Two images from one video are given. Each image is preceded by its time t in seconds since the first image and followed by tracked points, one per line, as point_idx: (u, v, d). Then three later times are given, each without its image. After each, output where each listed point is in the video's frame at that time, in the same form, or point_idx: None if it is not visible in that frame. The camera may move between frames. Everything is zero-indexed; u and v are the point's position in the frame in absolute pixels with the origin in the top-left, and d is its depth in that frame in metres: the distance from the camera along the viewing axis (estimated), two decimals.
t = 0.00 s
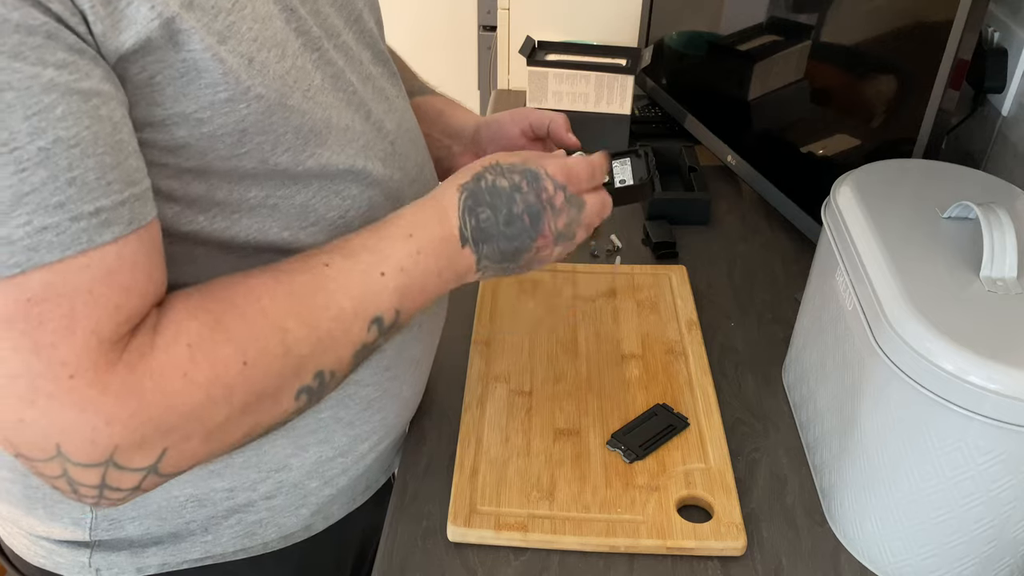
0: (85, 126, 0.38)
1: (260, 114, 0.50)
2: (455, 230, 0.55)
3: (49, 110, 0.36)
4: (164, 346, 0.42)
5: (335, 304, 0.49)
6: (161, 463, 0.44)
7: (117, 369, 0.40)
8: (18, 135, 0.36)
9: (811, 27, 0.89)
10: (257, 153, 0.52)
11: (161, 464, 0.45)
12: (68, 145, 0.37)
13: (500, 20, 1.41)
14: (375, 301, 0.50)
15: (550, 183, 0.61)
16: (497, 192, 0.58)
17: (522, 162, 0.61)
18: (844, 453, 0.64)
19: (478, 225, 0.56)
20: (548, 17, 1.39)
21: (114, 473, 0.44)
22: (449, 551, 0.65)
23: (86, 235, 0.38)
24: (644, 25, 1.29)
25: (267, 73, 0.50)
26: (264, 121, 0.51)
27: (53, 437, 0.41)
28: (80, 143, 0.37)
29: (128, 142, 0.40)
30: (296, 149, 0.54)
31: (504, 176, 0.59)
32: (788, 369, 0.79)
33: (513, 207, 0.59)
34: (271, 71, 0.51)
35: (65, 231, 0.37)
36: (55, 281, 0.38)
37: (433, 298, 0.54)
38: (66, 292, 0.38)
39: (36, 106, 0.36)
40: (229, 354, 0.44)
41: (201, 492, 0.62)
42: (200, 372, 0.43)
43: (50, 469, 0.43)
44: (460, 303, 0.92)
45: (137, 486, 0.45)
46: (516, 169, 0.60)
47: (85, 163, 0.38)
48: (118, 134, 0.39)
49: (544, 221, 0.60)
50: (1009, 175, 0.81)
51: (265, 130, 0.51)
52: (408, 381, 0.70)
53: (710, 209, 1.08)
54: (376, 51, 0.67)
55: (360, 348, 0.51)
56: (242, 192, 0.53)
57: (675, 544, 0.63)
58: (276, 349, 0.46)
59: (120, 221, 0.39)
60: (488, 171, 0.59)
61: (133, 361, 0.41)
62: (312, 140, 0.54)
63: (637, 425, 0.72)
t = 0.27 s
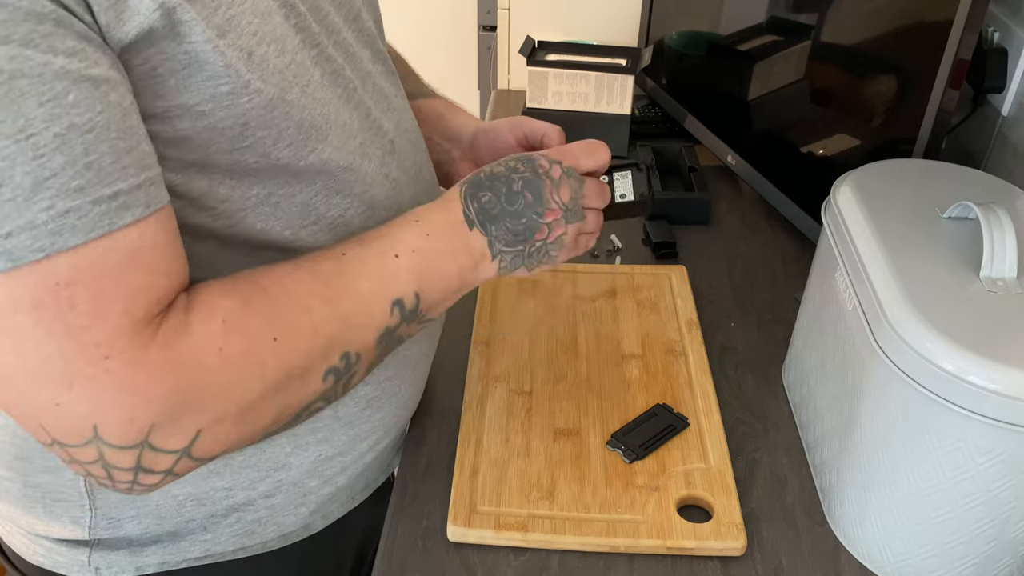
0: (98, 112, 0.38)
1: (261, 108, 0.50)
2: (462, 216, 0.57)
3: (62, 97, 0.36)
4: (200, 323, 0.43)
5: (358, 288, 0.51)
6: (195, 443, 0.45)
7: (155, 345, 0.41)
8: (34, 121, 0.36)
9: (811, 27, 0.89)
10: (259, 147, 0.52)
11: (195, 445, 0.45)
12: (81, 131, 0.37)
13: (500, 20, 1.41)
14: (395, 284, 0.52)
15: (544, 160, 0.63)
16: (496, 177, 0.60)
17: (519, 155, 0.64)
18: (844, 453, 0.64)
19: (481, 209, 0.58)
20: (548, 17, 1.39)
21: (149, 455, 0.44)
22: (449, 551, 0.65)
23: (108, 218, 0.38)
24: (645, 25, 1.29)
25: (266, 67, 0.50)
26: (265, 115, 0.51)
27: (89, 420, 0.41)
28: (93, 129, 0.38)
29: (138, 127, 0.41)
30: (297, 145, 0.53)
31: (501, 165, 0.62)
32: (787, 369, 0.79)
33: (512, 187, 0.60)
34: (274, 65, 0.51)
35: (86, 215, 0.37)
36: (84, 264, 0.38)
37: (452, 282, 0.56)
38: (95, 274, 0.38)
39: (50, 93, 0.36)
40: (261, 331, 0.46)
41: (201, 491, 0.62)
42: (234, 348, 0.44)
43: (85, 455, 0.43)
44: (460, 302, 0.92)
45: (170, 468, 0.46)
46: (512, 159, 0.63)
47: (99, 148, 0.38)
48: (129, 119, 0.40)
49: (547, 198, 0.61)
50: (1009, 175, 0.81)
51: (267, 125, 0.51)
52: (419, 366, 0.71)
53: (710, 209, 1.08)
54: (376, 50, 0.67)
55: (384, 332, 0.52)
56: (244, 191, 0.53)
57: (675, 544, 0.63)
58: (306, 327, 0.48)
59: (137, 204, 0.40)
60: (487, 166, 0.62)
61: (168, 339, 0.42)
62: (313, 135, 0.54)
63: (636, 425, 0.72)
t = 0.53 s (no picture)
0: (93, 111, 0.38)
1: (260, 105, 0.50)
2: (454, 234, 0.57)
3: (57, 93, 0.36)
4: (193, 325, 0.44)
5: (352, 298, 0.51)
6: (181, 446, 0.45)
7: (148, 344, 0.41)
8: (28, 117, 0.36)
9: (811, 27, 0.89)
10: (260, 147, 0.52)
11: (183, 448, 0.45)
12: (76, 128, 0.37)
13: (500, 20, 1.41)
14: (389, 294, 0.53)
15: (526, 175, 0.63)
16: (482, 193, 0.60)
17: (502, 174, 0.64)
18: (844, 453, 0.64)
19: (470, 225, 0.58)
20: (548, 17, 1.39)
21: (136, 457, 0.44)
22: (449, 551, 0.65)
23: (99, 216, 0.38)
24: (645, 25, 1.29)
25: (266, 64, 0.50)
26: (265, 114, 0.51)
27: (77, 418, 0.41)
28: (89, 126, 0.38)
29: (134, 126, 0.40)
30: (298, 143, 0.53)
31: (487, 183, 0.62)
32: (788, 369, 0.79)
33: (499, 201, 0.60)
34: (272, 63, 0.51)
35: (78, 213, 0.38)
36: (76, 261, 0.38)
37: (445, 295, 0.56)
38: (86, 271, 0.38)
39: (44, 90, 0.36)
40: (254, 335, 0.46)
41: (203, 490, 0.62)
42: (227, 349, 0.45)
43: (71, 454, 0.43)
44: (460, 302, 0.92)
45: (156, 472, 0.46)
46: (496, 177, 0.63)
47: (94, 146, 0.38)
48: (125, 119, 0.40)
49: (533, 209, 0.61)
50: (1010, 175, 0.81)
51: (268, 123, 0.51)
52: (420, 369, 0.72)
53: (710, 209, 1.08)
54: (377, 50, 0.67)
55: (375, 345, 0.53)
56: (246, 190, 0.54)
57: (675, 544, 0.63)
58: (299, 334, 0.48)
59: (130, 203, 0.40)
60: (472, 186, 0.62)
61: (162, 338, 0.42)
62: (313, 133, 0.54)
63: (636, 425, 0.72)
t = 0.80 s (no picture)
0: (68, 147, 0.37)
1: (261, 112, 0.51)
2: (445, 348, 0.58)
3: (31, 129, 0.36)
4: (136, 385, 0.44)
5: (309, 384, 0.51)
6: (98, 490, 0.45)
7: (84, 394, 0.41)
8: None
9: (811, 27, 0.89)
10: (260, 152, 0.51)
11: (98, 492, 0.45)
12: (46, 165, 0.37)
13: (500, 20, 1.41)
14: (350, 387, 0.53)
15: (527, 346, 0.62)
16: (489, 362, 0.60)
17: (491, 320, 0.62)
18: (844, 453, 0.64)
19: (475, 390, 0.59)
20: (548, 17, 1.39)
21: (50, 490, 0.44)
22: (449, 551, 0.65)
23: (53, 256, 0.38)
24: (645, 25, 1.29)
25: (273, 70, 0.51)
26: (266, 119, 0.51)
27: None
28: (59, 164, 0.37)
29: (113, 164, 0.40)
30: (298, 146, 0.54)
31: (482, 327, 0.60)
32: (788, 369, 0.79)
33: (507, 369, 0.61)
34: (280, 68, 0.52)
35: (34, 250, 0.37)
36: (21, 297, 0.38)
37: (412, 403, 0.56)
38: (29, 307, 0.38)
39: (21, 123, 0.36)
40: (197, 404, 0.46)
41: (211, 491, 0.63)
42: (162, 415, 0.45)
43: None
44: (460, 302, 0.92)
45: (69, 504, 0.46)
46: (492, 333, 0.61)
47: (61, 185, 0.37)
48: (102, 156, 0.39)
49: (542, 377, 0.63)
50: (1010, 175, 0.81)
51: (269, 129, 0.51)
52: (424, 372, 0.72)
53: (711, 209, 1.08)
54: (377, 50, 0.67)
55: (323, 435, 0.53)
56: (247, 192, 0.52)
57: (675, 544, 0.63)
58: (242, 413, 0.48)
59: (91, 243, 0.39)
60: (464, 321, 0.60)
61: (100, 391, 0.42)
62: (315, 137, 0.55)
63: (637, 426, 0.72)
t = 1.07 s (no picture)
0: (120, 142, 0.36)
1: (274, 116, 0.50)
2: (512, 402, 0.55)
3: (84, 130, 0.35)
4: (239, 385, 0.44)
5: (402, 420, 0.50)
6: (194, 488, 0.44)
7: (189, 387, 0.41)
8: (58, 154, 0.34)
9: (811, 27, 0.89)
10: (269, 156, 0.51)
11: (195, 488, 0.44)
12: (104, 163, 0.35)
13: (500, 20, 1.41)
14: (435, 424, 0.52)
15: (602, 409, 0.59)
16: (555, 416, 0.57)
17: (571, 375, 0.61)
18: (843, 453, 0.64)
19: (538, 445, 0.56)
20: (548, 17, 1.39)
21: (155, 481, 0.43)
22: (449, 551, 0.64)
23: (127, 249, 0.37)
24: (645, 25, 1.29)
25: (284, 74, 0.50)
26: (277, 123, 0.50)
27: (110, 438, 0.40)
28: (115, 160, 0.36)
29: (159, 157, 0.39)
30: (309, 151, 0.53)
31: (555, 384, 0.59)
32: (787, 369, 0.79)
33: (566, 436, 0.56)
34: (291, 71, 0.51)
35: (107, 246, 0.36)
36: (104, 297, 0.36)
37: (485, 461, 0.54)
38: (113, 308, 0.37)
39: (74, 126, 0.34)
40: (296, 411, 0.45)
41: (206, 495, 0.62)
42: (263, 415, 0.44)
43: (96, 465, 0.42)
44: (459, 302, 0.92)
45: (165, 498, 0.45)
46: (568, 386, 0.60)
47: (121, 179, 0.36)
48: (149, 149, 0.38)
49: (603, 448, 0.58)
50: (1009, 175, 0.81)
51: (279, 133, 0.51)
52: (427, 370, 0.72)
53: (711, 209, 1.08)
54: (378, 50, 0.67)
55: (402, 470, 0.51)
56: (254, 197, 0.52)
57: (675, 544, 0.63)
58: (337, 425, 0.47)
59: (158, 233, 0.38)
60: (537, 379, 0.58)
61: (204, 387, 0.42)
62: (324, 142, 0.54)
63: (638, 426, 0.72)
